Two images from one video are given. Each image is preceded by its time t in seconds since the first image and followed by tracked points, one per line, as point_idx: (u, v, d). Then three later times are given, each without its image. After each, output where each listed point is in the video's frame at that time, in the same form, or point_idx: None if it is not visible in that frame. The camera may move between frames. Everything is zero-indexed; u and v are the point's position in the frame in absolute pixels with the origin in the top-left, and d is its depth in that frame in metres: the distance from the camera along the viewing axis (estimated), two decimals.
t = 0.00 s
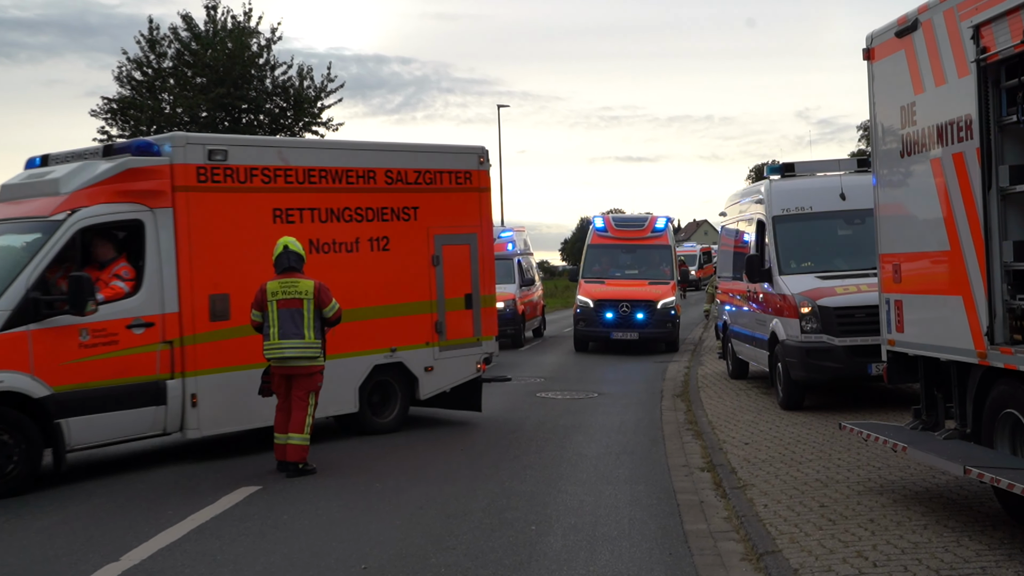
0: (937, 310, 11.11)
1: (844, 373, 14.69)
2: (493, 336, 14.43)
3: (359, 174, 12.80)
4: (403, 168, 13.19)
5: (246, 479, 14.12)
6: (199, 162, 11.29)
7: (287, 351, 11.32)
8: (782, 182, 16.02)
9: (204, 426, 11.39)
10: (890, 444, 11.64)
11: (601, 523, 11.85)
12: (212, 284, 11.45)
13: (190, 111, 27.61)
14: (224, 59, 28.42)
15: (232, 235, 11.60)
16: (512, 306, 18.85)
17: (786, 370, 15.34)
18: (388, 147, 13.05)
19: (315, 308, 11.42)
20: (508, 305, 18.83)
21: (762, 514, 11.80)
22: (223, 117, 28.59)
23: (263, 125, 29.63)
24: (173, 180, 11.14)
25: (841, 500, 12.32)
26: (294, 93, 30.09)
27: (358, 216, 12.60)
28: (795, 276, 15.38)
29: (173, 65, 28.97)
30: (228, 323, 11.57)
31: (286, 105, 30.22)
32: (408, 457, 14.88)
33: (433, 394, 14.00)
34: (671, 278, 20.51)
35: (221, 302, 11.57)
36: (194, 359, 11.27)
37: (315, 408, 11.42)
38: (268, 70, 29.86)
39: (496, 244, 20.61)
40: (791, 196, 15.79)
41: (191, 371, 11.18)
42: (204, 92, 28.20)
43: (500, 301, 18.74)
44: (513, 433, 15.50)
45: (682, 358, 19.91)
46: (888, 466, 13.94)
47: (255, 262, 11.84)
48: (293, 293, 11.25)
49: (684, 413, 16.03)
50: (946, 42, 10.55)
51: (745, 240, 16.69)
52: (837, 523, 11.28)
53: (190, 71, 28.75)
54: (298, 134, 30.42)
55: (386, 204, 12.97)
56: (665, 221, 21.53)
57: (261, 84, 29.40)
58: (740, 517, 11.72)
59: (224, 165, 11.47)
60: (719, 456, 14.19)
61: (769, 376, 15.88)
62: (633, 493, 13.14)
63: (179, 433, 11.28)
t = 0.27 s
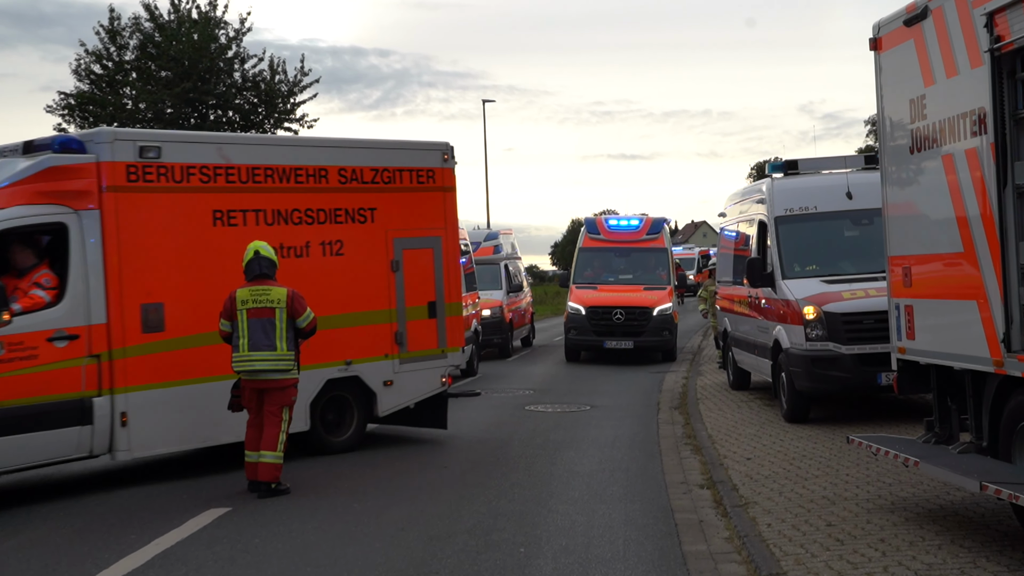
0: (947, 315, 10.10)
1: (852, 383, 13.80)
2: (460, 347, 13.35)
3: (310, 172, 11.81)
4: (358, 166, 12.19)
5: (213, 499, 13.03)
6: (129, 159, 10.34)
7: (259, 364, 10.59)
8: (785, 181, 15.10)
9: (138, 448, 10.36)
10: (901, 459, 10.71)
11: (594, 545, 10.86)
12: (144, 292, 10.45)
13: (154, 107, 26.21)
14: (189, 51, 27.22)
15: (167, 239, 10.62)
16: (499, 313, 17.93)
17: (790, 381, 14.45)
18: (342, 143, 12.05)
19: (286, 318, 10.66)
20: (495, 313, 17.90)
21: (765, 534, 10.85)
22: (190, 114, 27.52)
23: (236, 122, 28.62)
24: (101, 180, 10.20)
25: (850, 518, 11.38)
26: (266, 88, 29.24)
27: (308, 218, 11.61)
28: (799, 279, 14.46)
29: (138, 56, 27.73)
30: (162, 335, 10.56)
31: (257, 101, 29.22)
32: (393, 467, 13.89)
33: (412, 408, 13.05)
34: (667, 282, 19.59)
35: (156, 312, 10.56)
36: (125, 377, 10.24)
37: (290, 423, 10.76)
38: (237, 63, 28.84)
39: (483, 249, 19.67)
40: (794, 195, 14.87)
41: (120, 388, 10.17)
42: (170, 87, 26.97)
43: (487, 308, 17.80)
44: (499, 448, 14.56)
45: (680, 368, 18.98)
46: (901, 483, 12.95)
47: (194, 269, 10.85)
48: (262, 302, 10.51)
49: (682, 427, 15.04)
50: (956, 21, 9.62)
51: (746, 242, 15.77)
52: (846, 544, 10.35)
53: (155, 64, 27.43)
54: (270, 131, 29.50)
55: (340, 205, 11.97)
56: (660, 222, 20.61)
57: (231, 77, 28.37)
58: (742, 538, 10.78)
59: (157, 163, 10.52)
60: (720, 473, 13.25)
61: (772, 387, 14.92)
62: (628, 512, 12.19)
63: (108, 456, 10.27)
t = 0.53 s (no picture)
0: (953, 327, 9.21)
1: (857, 398, 12.98)
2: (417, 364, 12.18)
3: (248, 176, 10.80)
4: (300, 169, 11.17)
5: (172, 517, 11.78)
6: (38, 161, 9.42)
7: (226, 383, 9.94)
8: (785, 184, 14.27)
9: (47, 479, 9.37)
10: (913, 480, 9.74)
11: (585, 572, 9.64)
12: (56, 307, 9.49)
13: (112, 107, 24.06)
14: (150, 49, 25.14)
15: (81, 249, 9.68)
16: (483, 326, 17.06)
17: (790, 397, 13.63)
18: (282, 144, 11.05)
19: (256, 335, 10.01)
20: (479, 325, 17.05)
21: (765, 559, 9.82)
22: (151, 115, 25.57)
23: (200, 124, 26.72)
24: (7, 184, 9.26)
25: (857, 542, 10.40)
26: (232, 87, 27.36)
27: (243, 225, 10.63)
28: (800, 288, 13.64)
29: (92, 53, 25.34)
30: (78, 354, 9.60)
31: (223, 101, 27.39)
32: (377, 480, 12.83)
33: (387, 429, 12.14)
34: (660, 292, 18.76)
35: (70, 329, 9.60)
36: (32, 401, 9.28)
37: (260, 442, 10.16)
38: (201, 60, 26.80)
39: (467, 257, 18.77)
40: (795, 199, 14.04)
41: (30, 412, 9.23)
42: (128, 86, 25.02)
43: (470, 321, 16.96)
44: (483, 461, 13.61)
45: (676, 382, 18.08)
46: (913, 504, 11.93)
47: (114, 282, 9.89)
48: (230, 316, 9.89)
49: (677, 445, 14.10)
50: (961, 3, 8.75)
51: (743, 249, 14.94)
52: (853, 571, 9.34)
53: (111, 61, 25.34)
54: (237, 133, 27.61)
55: (279, 211, 10.97)
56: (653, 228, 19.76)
57: (195, 76, 26.40)
58: (741, 563, 9.76)
59: (71, 165, 9.60)
60: (717, 494, 12.30)
61: (772, 402, 14.01)
62: (621, 537, 11.02)
63: (15, 487, 9.26)
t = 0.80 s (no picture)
0: (963, 318, 7.92)
1: (861, 395, 11.87)
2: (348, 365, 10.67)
3: (146, 154, 9.34)
4: (208, 146, 9.67)
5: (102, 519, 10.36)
6: None
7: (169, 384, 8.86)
8: (781, 162, 13.10)
9: None
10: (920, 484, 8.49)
11: None
12: None
13: (40, 79, 20.88)
14: (80, 13, 22.04)
15: None
16: (453, 318, 15.96)
17: (788, 394, 12.51)
18: (186, 118, 9.55)
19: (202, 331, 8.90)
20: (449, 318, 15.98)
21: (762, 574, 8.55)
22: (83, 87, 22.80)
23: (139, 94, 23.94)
24: None
25: (863, 552, 9.14)
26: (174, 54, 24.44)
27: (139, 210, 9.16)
28: (798, 277, 12.53)
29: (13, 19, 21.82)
30: None
31: (165, 72, 24.36)
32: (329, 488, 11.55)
33: (329, 436, 10.76)
34: (646, 281, 17.55)
35: None
36: None
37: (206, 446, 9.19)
38: (140, 25, 23.89)
39: (436, 245, 17.52)
40: (792, 179, 12.87)
41: None
42: (55, 55, 21.70)
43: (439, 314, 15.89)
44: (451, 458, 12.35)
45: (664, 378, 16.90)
46: (925, 510, 10.65)
47: None
48: (173, 310, 8.77)
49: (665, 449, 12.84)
50: None
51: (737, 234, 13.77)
52: None
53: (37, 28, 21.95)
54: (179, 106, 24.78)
55: (182, 194, 9.47)
56: (638, 212, 18.54)
57: (133, 44, 23.28)
58: None
59: None
60: (709, 500, 11.03)
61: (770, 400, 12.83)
62: (604, 548, 9.71)
63: None
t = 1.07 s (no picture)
0: (982, 315, 6.90)
1: (877, 399, 10.97)
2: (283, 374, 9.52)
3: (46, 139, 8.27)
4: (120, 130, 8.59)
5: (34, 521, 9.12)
6: None
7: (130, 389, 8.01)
8: (790, 147, 12.17)
9: None
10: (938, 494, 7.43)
11: None
12: None
13: None
14: None
15: None
16: (436, 318, 15.19)
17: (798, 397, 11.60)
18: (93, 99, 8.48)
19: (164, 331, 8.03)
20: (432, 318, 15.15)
21: None
22: (34, 65, 21.29)
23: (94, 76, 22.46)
24: None
25: (881, 570, 8.11)
26: (130, 32, 23.00)
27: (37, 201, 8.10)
28: (807, 271, 11.62)
29: None
30: None
31: (121, 49, 22.98)
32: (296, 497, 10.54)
33: (260, 455, 9.49)
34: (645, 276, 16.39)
35: None
36: None
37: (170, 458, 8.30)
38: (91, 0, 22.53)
39: (418, 237, 16.60)
40: (802, 165, 11.94)
41: None
42: None
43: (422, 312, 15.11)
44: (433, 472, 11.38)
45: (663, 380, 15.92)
46: (947, 526, 9.51)
47: None
48: (133, 308, 7.92)
49: (667, 457, 11.82)
50: None
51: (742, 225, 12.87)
52: None
53: None
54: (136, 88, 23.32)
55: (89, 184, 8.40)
56: (635, 202, 17.36)
57: (87, 20, 21.89)
58: None
59: None
60: (712, 513, 10.01)
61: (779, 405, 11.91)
62: (600, 566, 8.65)
63: None
